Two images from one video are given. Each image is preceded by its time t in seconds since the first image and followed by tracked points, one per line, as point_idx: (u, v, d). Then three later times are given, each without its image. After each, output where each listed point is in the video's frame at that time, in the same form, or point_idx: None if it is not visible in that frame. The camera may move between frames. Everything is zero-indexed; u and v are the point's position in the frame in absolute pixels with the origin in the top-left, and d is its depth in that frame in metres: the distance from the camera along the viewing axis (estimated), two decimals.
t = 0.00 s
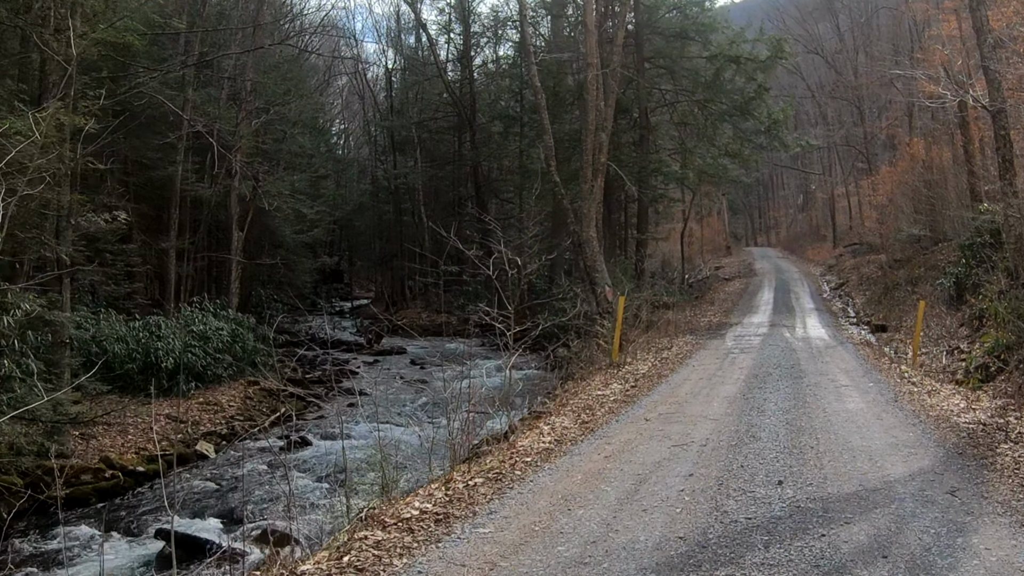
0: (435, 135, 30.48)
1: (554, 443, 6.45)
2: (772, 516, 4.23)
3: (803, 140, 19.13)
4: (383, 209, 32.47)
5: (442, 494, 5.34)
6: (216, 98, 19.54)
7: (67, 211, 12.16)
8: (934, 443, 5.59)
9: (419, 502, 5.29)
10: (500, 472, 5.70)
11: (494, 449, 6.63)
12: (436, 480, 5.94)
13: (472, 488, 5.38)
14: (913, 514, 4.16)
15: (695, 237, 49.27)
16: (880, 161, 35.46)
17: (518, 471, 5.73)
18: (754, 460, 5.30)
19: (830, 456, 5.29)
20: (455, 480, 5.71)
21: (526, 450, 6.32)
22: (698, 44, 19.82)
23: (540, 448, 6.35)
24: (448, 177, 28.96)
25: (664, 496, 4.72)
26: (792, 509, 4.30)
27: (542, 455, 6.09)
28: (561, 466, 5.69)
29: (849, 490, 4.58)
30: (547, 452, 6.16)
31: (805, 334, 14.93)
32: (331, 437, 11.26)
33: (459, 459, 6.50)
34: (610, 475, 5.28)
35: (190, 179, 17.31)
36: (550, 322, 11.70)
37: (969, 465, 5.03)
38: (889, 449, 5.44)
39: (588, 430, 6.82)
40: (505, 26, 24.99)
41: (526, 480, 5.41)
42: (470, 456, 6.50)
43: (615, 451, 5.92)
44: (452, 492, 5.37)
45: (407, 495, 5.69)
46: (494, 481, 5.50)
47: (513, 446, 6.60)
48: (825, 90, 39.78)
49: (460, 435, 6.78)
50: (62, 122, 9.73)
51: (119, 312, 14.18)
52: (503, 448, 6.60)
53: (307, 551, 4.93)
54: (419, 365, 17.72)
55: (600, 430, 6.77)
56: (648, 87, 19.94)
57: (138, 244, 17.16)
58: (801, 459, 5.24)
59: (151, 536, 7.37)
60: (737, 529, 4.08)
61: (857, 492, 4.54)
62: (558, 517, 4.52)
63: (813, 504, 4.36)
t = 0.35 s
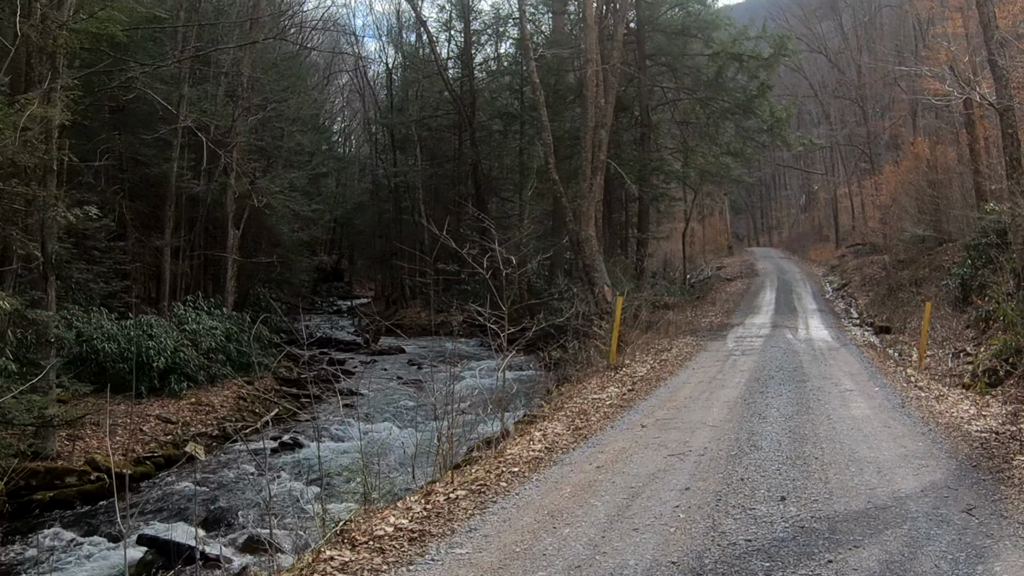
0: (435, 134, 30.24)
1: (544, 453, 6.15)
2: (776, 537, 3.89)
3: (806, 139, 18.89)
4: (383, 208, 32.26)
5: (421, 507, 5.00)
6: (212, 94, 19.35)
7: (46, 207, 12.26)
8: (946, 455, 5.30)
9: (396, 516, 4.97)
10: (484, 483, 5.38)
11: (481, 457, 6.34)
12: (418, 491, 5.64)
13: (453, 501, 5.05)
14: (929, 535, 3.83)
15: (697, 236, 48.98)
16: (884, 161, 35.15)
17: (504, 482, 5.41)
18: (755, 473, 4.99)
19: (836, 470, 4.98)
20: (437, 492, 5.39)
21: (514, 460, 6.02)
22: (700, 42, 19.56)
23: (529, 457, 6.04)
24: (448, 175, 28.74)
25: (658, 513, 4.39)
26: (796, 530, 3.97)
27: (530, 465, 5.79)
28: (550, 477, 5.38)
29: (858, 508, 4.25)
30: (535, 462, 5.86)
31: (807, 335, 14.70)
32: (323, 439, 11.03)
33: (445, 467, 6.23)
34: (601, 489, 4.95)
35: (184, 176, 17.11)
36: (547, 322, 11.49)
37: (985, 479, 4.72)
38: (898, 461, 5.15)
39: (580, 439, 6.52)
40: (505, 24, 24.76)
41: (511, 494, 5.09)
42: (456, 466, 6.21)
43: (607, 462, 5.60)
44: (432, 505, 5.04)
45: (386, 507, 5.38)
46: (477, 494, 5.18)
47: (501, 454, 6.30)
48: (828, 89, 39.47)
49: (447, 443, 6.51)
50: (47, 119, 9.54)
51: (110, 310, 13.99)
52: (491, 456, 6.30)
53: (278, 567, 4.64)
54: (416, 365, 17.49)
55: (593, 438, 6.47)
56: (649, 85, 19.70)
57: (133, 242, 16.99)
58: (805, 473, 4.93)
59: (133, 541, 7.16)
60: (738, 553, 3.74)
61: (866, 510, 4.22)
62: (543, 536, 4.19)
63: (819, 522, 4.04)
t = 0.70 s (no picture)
0: (435, 132, 30.01)
1: (535, 461, 5.89)
2: (782, 559, 3.56)
3: (809, 137, 18.63)
4: (383, 206, 32.05)
5: (400, 522, 4.70)
6: (208, 91, 19.17)
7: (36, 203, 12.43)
8: (960, 465, 5.05)
9: (373, 530, 4.67)
10: (470, 494, 5.12)
11: (469, 465, 6.09)
12: (400, 502, 5.36)
13: (436, 514, 4.78)
14: (949, 556, 3.51)
15: (699, 236, 48.75)
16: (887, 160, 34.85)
17: (491, 492, 5.15)
18: (757, 485, 4.73)
19: (844, 481, 4.73)
20: (419, 504, 5.11)
21: (502, 469, 5.74)
22: (701, 39, 19.33)
23: (519, 466, 5.78)
24: (447, 173, 28.54)
25: (653, 530, 4.08)
26: (804, 551, 3.64)
27: (520, 475, 5.53)
28: (539, 487, 5.11)
29: (870, 526, 3.93)
30: (525, 471, 5.60)
31: (810, 336, 14.48)
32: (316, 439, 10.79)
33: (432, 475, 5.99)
34: (592, 503, 4.65)
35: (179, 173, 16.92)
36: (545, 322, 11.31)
37: (1006, 492, 4.41)
38: (909, 472, 4.89)
39: (572, 447, 6.25)
40: (505, 21, 24.50)
41: (497, 506, 4.79)
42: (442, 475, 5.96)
43: (601, 473, 5.34)
44: (412, 518, 4.77)
45: (365, 519, 5.10)
46: (461, 506, 4.88)
47: (490, 462, 6.04)
48: (831, 88, 39.19)
49: (435, 450, 6.25)
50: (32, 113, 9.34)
51: (103, 309, 13.76)
52: (479, 464, 6.05)
53: None
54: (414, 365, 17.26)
55: (585, 447, 6.19)
56: (650, 82, 19.47)
57: (127, 241, 16.82)
58: (810, 485, 4.67)
59: (119, 546, 6.94)
60: None
61: (877, 526, 3.91)
62: (528, 552, 3.92)
63: (827, 539, 3.78)
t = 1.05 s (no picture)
0: (435, 130, 29.79)
1: (526, 469, 5.70)
2: None
3: (811, 136, 18.44)
4: (383, 205, 31.89)
5: (380, 535, 4.51)
6: (206, 89, 19.01)
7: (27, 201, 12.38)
8: (971, 476, 4.86)
9: (352, 544, 4.48)
10: (456, 505, 4.92)
11: (458, 473, 5.90)
12: (383, 513, 5.18)
13: (418, 527, 4.58)
14: None
15: (700, 235, 48.54)
16: (889, 159, 34.63)
17: (478, 504, 4.95)
18: (758, 498, 4.53)
19: (850, 494, 4.53)
20: (401, 515, 4.92)
21: (490, 477, 5.55)
22: (702, 37, 19.14)
23: (509, 474, 5.59)
24: (448, 172, 28.38)
25: (646, 547, 3.89)
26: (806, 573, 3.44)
27: (509, 484, 5.33)
28: (529, 498, 4.92)
29: (877, 544, 3.73)
30: (514, 480, 5.41)
31: (813, 337, 14.31)
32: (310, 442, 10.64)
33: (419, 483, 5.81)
34: (583, 516, 4.45)
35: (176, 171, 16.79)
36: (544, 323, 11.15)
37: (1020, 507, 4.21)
38: (919, 484, 4.70)
39: (564, 454, 6.07)
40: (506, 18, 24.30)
41: (482, 519, 4.60)
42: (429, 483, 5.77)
43: (593, 483, 5.14)
44: (393, 531, 4.58)
45: (345, 531, 4.92)
46: (444, 519, 4.69)
47: (479, 470, 5.85)
48: (833, 87, 38.95)
49: (424, 456, 6.08)
50: (19, 108, 9.14)
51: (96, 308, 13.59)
52: (468, 472, 5.86)
53: None
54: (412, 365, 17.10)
55: (578, 455, 6.00)
56: (651, 80, 19.26)
57: (123, 239, 16.66)
58: (814, 498, 4.47)
59: (102, 552, 6.80)
60: None
61: (885, 545, 3.71)
62: (512, 572, 3.72)
63: (832, 559, 3.58)
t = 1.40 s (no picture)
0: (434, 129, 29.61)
1: (515, 478, 5.52)
2: None
3: (813, 135, 18.25)
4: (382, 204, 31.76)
5: (358, 550, 4.33)
6: (202, 87, 18.85)
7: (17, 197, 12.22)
8: (983, 487, 4.69)
9: (329, 559, 4.30)
10: (440, 517, 4.74)
11: (445, 482, 5.72)
12: (365, 524, 5.01)
13: (398, 541, 4.40)
14: None
15: (701, 235, 48.34)
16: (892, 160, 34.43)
17: (463, 515, 4.77)
18: (758, 511, 4.36)
19: (856, 508, 4.36)
20: (383, 527, 4.74)
21: (478, 487, 5.37)
22: (704, 35, 18.94)
23: (498, 484, 5.41)
24: (448, 171, 28.22)
25: (639, 566, 3.70)
26: None
27: (498, 495, 5.15)
28: (518, 511, 4.73)
29: (884, 565, 3.55)
30: (504, 490, 5.23)
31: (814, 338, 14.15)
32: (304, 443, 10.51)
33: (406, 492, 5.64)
34: (573, 531, 4.26)
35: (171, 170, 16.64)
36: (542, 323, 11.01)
37: None
38: (929, 497, 4.54)
39: (557, 463, 5.88)
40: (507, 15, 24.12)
41: (466, 533, 4.41)
42: (415, 492, 5.60)
43: (586, 494, 4.97)
44: (372, 546, 4.39)
45: (325, 544, 4.75)
46: (427, 532, 4.51)
47: (467, 479, 5.67)
48: (835, 87, 38.76)
49: (412, 463, 5.92)
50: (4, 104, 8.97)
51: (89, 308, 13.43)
52: (456, 481, 5.67)
53: None
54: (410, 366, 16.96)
55: (571, 463, 5.82)
56: (652, 78, 19.09)
57: (119, 238, 16.49)
58: (818, 513, 4.29)
59: (86, 558, 6.57)
60: None
61: (892, 566, 3.53)
62: None
63: None
